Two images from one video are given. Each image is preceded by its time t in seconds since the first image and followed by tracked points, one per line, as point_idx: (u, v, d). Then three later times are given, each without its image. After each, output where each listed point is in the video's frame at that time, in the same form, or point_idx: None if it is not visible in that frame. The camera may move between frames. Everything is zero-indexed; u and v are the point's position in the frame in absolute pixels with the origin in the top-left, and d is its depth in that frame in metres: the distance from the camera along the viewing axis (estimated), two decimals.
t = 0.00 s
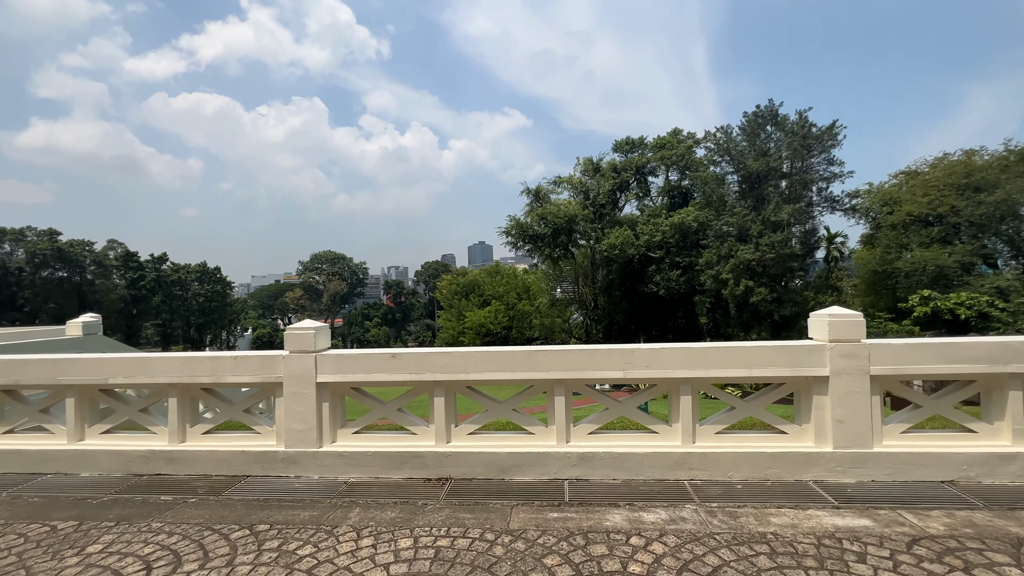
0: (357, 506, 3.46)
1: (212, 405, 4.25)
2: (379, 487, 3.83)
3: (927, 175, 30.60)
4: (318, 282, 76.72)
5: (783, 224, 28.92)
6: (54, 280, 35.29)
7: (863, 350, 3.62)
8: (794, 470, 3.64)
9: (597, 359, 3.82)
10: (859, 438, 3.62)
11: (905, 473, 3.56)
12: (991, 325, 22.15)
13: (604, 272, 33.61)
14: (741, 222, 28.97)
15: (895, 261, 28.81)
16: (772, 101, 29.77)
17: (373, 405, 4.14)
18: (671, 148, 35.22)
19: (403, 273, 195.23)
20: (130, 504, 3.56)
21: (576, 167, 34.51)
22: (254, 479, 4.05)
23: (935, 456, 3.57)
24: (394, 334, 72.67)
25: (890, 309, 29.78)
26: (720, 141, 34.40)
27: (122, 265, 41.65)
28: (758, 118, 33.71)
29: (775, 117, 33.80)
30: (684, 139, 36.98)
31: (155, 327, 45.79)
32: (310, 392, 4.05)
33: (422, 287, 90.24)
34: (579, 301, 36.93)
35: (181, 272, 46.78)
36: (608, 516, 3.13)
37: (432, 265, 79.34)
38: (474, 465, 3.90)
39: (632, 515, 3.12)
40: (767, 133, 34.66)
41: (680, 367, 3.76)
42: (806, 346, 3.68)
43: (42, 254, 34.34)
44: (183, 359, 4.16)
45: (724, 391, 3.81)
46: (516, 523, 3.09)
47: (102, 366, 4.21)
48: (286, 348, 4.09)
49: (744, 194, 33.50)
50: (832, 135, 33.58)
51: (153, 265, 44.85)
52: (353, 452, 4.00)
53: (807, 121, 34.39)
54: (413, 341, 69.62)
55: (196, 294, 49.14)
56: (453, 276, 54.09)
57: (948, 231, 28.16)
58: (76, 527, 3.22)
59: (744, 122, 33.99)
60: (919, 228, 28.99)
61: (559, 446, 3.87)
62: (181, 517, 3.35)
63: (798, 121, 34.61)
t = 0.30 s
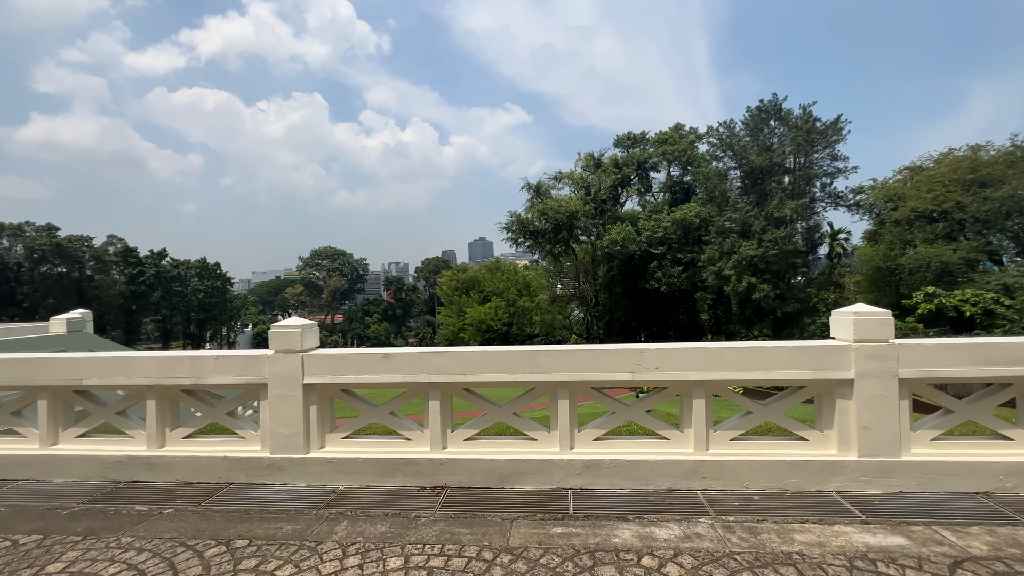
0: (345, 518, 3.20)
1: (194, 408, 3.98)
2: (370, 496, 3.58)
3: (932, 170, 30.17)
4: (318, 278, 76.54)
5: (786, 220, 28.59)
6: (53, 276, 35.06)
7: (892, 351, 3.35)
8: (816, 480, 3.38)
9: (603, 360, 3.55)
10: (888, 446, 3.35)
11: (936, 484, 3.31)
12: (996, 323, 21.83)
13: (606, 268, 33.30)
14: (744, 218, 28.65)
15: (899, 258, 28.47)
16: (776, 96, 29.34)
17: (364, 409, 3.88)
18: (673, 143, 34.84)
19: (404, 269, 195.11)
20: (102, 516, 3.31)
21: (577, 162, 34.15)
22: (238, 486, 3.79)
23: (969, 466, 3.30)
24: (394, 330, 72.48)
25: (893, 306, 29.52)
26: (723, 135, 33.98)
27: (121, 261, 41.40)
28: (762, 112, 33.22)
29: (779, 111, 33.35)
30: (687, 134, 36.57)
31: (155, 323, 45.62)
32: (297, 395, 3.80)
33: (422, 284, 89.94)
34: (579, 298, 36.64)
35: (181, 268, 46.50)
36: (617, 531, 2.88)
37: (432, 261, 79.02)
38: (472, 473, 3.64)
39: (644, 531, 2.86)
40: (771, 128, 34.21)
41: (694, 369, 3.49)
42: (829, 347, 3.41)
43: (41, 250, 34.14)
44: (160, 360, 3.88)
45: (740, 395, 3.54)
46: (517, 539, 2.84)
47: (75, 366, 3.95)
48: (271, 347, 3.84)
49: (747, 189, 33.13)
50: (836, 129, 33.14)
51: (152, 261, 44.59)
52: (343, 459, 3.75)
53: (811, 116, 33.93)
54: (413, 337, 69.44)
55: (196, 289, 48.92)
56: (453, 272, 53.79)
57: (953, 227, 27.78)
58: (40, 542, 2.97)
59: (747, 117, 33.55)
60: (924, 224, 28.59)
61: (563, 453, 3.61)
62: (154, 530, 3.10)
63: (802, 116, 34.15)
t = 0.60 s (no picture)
0: (324, 530, 2.94)
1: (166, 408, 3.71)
2: (353, 504, 3.31)
3: (935, 166, 29.82)
4: (317, 273, 76.17)
5: (787, 216, 28.29)
6: (49, 270, 34.74)
7: (919, 350, 3.08)
8: (836, 488, 3.13)
9: (605, 358, 3.28)
10: (913, 452, 3.09)
11: (966, 493, 3.05)
12: (998, 321, 21.57)
13: (605, 264, 33.01)
14: (744, 214, 28.35)
15: (901, 254, 28.21)
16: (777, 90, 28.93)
17: (348, 409, 3.61)
18: (674, 138, 34.48)
19: (403, 264, 194.97)
20: (61, 526, 3.05)
21: (576, 157, 33.77)
22: (212, 492, 3.53)
23: (1002, 475, 3.04)
24: (393, 325, 72.22)
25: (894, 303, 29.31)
26: (724, 130, 33.59)
27: (118, 255, 41.04)
28: (764, 107, 32.86)
29: (780, 106, 32.93)
30: (687, 129, 36.19)
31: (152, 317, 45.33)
32: (275, 395, 3.52)
33: (421, 279, 89.58)
34: (579, 293, 36.42)
35: (179, 262, 46.11)
36: (620, 547, 2.62)
37: (431, 256, 78.64)
38: (464, 479, 3.38)
39: (649, 548, 2.60)
40: (773, 123, 33.80)
41: (703, 368, 3.22)
42: (850, 345, 3.14)
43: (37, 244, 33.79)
44: (129, 356, 3.61)
45: (753, 396, 3.28)
46: (510, 555, 2.59)
47: (39, 363, 3.68)
48: (248, 343, 3.56)
49: (748, 185, 32.79)
50: (839, 125, 32.76)
51: (149, 256, 44.22)
52: (325, 464, 3.48)
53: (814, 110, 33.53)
54: (412, 332, 69.18)
55: (193, 284, 48.53)
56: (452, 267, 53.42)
57: (955, 224, 27.45)
58: None
59: (749, 111, 33.15)
60: (926, 220, 28.27)
61: (561, 458, 3.35)
62: (115, 543, 2.83)
63: (805, 110, 33.74)
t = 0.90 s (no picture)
0: (301, 548, 2.70)
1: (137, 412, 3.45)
2: (335, 518, 3.06)
3: (937, 163, 29.47)
4: (315, 269, 75.72)
5: (789, 212, 27.97)
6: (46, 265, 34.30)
7: (950, 354, 2.82)
8: (859, 503, 2.88)
9: (609, 360, 3.03)
10: (943, 464, 2.84)
11: (1001, 510, 2.80)
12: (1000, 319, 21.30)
13: (604, 261, 32.70)
14: (745, 210, 28.08)
15: (902, 251, 27.94)
16: (780, 84, 28.53)
17: (331, 415, 3.35)
18: (674, 134, 34.12)
19: (402, 260, 194.93)
20: (16, 543, 2.80)
21: (576, 152, 33.41)
22: (186, 503, 3.28)
23: None
24: (392, 321, 71.85)
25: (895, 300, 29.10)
26: (725, 126, 33.20)
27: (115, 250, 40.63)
28: (766, 103, 32.41)
29: (782, 101, 32.54)
30: (688, 125, 35.81)
31: (150, 312, 44.93)
32: (252, 399, 3.26)
33: (420, 275, 89.24)
34: (578, 290, 36.13)
35: (176, 257, 45.70)
36: (625, 571, 2.39)
37: (430, 252, 78.35)
38: (454, 491, 3.13)
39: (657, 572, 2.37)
40: (774, 118, 33.42)
41: (714, 372, 2.97)
42: (877, 348, 2.88)
43: (33, 238, 33.35)
44: (96, 357, 3.34)
45: (769, 402, 3.03)
46: None
47: None
48: (223, 343, 3.30)
49: (749, 181, 32.43)
50: (841, 120, 32.37)
51: (147, 250, 43.78)
52: (306, 473, 3.23)
53: (816, 105, 33.15)
54: (410, 328, 68.94)
55: (192, 280, 47.81)
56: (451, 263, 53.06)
57: (957, 221, 27.14)
58: None
59: (750, 107, 32.75)
60: (928, 218, 27.94)
61: (560, 468, 3.10)
62: (72, 562, 2.59)
63: (807, 106, 33.36)
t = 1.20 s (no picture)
0: (281, 567, 2.45)
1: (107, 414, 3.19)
2: (320, 531, 2.80)
3: (943, 158, 28.97)
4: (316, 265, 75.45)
5: (792, 208, 27.60)
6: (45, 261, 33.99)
7: (997, 353, 2.55)
8: (895, 517, 2.62)
9: (619, 359, 2.77)
10: (988, 475, 2.58)
11: None
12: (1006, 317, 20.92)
13: (606, 257, 32.38)
14: (748, 206, 27.70)
15: (906, 248, 27.57)
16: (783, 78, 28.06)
17: (317, 418, 3.09)
18: (677, 129, 33.72)
19: (403, 256, 194.86)
20: None
21: (578, 148, 33.05)
22: (160, 513, 3.03)
23: None
24: (393, 318, 71.52)
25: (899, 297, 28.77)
26: (728, 120, 32.75)
27: (115, 246, 40.37)
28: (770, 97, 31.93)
29: (786, 95, 32.07)
30: (691, 120, 35.40)
31: (150, 308, 44.64)
32: (230, 400, 3.00)
33: (420, 272, 88.93)
34: (579, 286, 35.85)
35: (177, 253, 45.44)
36: None
37: (430, 248, 78.13)
38: (451, 502, 2.87)
39: None
40: (778, 113, 32.96)
41: (734, 373, 2.70)
42: (915, 346, 2.61)
43: (32, 234, 33.04)
44: (62, 354, 3.08)
45: (794, 406, 2.76)
46: None
47: None
48: (199, 339, 3.05)
49: (752, 176, 32.01)
50: (846, 115, 31.90)
51: (147, 246, 43.51)
52: (289, 481, 2.97)
53: (820, 100, 32.69)
54: (411, 325, 68.76)
55: (192, 276, 47.06)
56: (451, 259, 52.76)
57: (963, 216, 26.63)
58: None
59: (754, 101, 32.27)
60: (933, 214, 27.46)
61: (565, 477, 2.84)
62: None
63: (811, 100, 32.88)
